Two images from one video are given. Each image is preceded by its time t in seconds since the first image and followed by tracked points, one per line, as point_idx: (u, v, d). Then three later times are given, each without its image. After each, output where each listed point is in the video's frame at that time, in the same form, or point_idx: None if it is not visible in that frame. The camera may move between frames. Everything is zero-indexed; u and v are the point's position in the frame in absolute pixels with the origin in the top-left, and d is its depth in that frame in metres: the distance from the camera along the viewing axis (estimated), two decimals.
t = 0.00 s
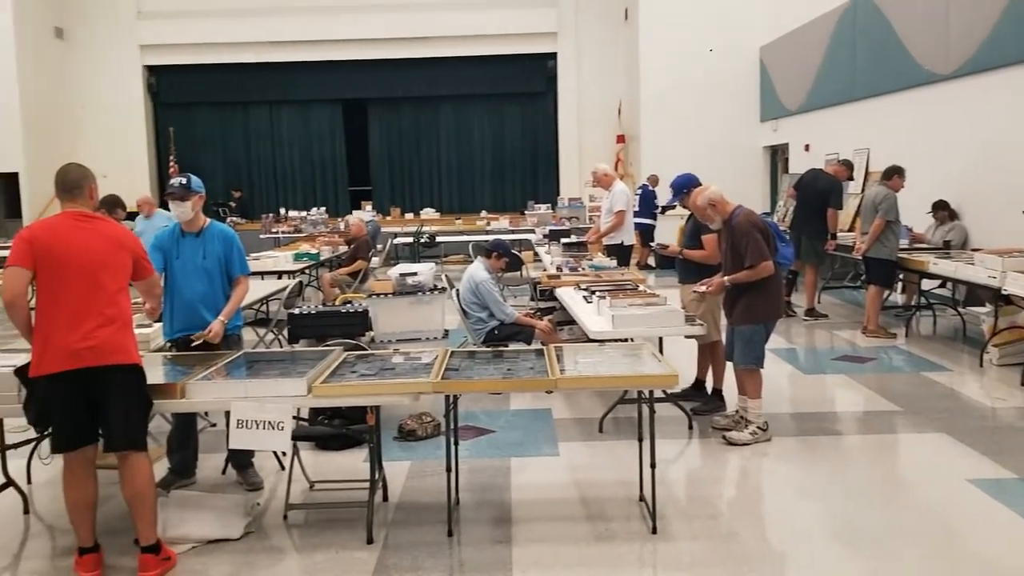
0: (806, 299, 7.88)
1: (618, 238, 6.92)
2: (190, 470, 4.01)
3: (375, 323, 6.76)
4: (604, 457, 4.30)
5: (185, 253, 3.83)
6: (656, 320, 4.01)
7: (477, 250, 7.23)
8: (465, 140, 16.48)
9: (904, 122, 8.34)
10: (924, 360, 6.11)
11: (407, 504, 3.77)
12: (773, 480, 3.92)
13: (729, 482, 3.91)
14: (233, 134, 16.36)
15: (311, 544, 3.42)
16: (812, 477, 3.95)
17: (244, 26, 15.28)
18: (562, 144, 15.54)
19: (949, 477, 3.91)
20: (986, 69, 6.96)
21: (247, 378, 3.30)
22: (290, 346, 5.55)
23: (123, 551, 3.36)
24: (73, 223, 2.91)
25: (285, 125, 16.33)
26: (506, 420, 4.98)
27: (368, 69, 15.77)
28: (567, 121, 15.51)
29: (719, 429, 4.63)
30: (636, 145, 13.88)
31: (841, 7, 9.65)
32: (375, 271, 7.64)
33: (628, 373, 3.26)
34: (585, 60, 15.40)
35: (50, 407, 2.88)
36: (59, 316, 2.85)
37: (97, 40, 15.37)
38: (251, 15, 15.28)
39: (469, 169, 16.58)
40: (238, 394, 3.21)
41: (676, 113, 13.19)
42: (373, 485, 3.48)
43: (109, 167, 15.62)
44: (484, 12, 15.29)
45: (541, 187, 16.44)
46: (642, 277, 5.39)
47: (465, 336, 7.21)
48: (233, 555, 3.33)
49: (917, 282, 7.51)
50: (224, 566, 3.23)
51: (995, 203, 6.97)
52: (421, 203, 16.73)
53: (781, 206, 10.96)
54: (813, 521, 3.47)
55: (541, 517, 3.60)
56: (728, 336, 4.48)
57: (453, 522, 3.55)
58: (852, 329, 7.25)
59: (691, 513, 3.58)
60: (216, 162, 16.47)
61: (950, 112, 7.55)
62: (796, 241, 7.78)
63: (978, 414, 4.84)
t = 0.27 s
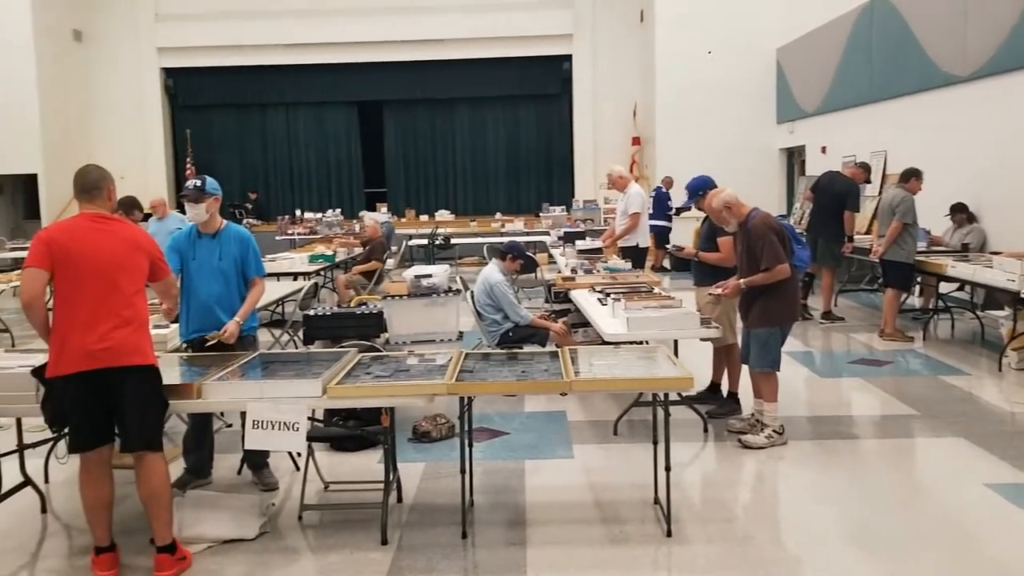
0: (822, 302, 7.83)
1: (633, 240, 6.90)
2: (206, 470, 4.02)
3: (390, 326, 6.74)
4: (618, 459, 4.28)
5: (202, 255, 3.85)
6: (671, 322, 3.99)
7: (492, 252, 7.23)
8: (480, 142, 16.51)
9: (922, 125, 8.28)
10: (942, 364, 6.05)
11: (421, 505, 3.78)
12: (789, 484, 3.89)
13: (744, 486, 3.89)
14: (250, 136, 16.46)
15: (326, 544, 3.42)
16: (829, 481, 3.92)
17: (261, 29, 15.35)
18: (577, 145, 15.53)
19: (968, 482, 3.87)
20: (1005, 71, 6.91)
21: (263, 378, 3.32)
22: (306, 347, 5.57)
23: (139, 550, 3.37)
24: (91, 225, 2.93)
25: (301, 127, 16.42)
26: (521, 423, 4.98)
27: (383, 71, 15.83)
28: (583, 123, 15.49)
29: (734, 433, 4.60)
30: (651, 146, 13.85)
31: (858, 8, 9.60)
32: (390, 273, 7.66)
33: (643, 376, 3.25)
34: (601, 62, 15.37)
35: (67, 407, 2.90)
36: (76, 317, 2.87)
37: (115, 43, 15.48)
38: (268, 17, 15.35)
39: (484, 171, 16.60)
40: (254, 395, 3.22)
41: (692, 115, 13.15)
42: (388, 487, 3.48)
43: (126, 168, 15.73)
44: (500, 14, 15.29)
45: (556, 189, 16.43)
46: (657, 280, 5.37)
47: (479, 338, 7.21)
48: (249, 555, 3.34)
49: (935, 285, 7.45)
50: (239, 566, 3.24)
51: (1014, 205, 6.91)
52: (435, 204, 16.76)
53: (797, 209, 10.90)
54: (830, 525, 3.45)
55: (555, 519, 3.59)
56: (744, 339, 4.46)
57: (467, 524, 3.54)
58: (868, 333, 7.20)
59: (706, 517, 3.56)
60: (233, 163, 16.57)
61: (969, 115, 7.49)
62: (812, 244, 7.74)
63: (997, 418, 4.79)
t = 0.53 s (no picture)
0: (838, 305, 7.78)
1: (647, 242, 6.89)
2: (220, 469, 4.04)
3: (404, 326, 6.74)
4: (631, 462, 4.27)
5: (217, 255, 3.87)
6: (685, 324, 3.98)
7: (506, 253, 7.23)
8: (494, 143, 16.52)
9: (939, 127, 8.22)
10: (959, 367, 6.01)
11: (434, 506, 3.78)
12: (803, 487, 3.87)
13: (758, 489, 3.87)
14: (265, 137, 16.55)
15: (339, 544, 3.43)
16: (843, 485, 3.90)
17: (277, 30, 15.42)
18: (591, 146, 15.51)
19: (984, 486, 3.84)
20: None
21: (277, 379, 3.33)
22: (320, 348, 5.58)
23: (154, 549, 3.39)
24: (107, 225, 2.95)
25: (315, 128, 16.48)
26: (534, 424, 4.97)
27: (398, 73, 15.86)
28: (597, 124, 15.46)
29: (748, 435, 4.58)
30: (666, 148, 13.82)
31: (875, 9, 9.54)
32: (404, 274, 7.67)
33: (656, 379, 3.24)
34: (615, 63, 15.35)
35: (82, 407, 2.92)
36: (92, 317, 2.89)
37: (131, 44, 15.59)
38: (284, 19, 15.42)
39: (498, 173, 16.62)
40: (268, 395, 3.23)
41: (707, 116, 13.11)
42: (401, 487, 3.48)
43: (142, 168, 15.84)
44: (514, 15, 15.29)
45: (570, 190, 16.42)
46: (671, 282, 5.35)
47: (493, 339, 7.21)
48: (262, 555, 3.35)
49: (951, 288, 7.40)
50: (253, 565, 3.25)
51: None
52: (449, 205, 16.79)
53: (813, 211, 10.85)
54: (844, 528, 3.43)
55: (568, 521, 3.59)
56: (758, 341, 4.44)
57: (480, 525, 3.54)
58: (884, 336, 7.16)
59: (720, 520, 3.55)
60: (248, 164, 16.66)
61: (986, 116, 7.44)
62: (827, 247, 7.70)
63: (1014, 422, 4.75)
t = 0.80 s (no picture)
0: (855, 306, 7.73)
1: (663, 242, 6.87)
2: (237, 468, 4.06)
3: (419, 326, 6.75)
4: (646, 463, 4.26)
5: (234, 255, 3.89)
6: (701, 325, 3.96)
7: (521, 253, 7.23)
8: (509, 143, 16.54)
9: (958, 127, 8.15)
10: (978, 369, 5.95)
11: (449, 505, 3.78)
12: (819, 490, 3.85)
13: (774, 491, 3.85)
14: (281, 137, 16.64)
15: (355, 544, 3.44)
16: (860, 487, 3.88)
17: (294, 30, 15.47)
18: (607, 146, 15.49)
19: (1004, 489, 3.80)
20: None
21: (293, 378, 3.34)
22: (336, 347, 5.60)
23: (170, 546, 3.42)
24: (124, 224, 2.97)
25: (332, 128, 16.56)
26: (549, 424, 4.97)
27: (414, 73, 15.90)
28: (613, 124, 15.43)
29: (764, 437, 4.56)
30: (682, 148, 13.78)
31: (894, 8, 9.47)
32: (419, 274, 7.68)
33: (672, 379, 3.23)
34: (632, 64, 15.31)
35: (100, 406, 2.94)
36: (110, 316, 2.91)
37: (149, 45, 15.69)
38: (301, 19, 15.47)
39: (514, 173, 16.63)
40: (284, 394, 3.25)
41: (723, 116, 13.07)
42: (416, 487, 3.49)
43: (160, 168, 15.94)
44: (530, 15, 15.27)
45: (585, 190, 16.40)
46: (687, 282, 5.33)
47: (508, 339, 7.21)
48: (279, 553, 3.37)
49: (970, 289, 7.33)
50: (269, 564, 3.27)
51: None
52: (465, 205, 16.82)
53: (830, 211, 10.79)
54: (862, 531, 3.40)
55: (582, 522, 3.58)
56: (774, 342, 4.41)
57: (495, 525, 3.55)
58: (901, 337, 7.10)
59: (735, 521, 3.54)
60: (264, 164, 16.77)
61: (1006, 116, 7.37)
62: (844, 248, 7.65)
63: None
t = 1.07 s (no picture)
0: (873, 307, 7.68)
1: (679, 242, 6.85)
2: (253, 465, 4.09)
3: (434, 325, 6.79)
4: (661, 463, 4.25)
5: (251, 254, 3.91)
6: (717, 325, 3.94)
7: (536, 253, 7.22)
8: (525, 142, 16.54)
9: (978, 126, 8.07)
10: (997, 371, 5.90)
11: (463, 504, 3.79)
12: (836, 492, 3.82)
13: (791, 493, 3.83)
14: (298, 136, 16.73)
15: (369, 542, 3.45)
16: (877, 489, 3.85)
17: (310, 29, 15.52)
18: (623, 145, 15.45)
19: None
20: None
21: (309, 376, 3.36)
22: (351, 346, 5.62)
23: (187, 543, 3.44)
24: (140, 222, 2.98)
25: (348, 127, 16.62)
26: (563, 424, 4.96)
27: (430, 72, 15.93)
28: (629, 123, 15.39)
29: (781, 438, 4.53)
30: (698, 148, 13.72)
31: (913, 7, 9.39)
32: (434, 273, 7.69)
33: (687, 380, 3.22)
34: (648, 63, 15.25)
35: (119, 404, 2.96)
36: (127, 315, 2.93)
37: (167, 44, 15.79)
38: (317, 18, 15.51)
39: (529, 172, 16.62)
40: (300, 392, 3.26)
41: (740, 115, 13.02)
42: (430, 485, 3.50)
43: (178, 167, 16.03)
44: (546, 14, 15.25)
45: (601, 190, 16.36)
46: (703, 282, 5.31)
47: (523, 339, 7.21)
48: (294, 551, 3.38)
49: (990, 291, 7.26)
50: (284, 561, 3.28)
51: None
52: (480, 205, 16.83)
53: (848, 211, 10.72)
54: (879, 534, 3.38)
55: (597, 522, 3.57)
56: (791, 343, 4.39)
57: (510, 524, 3.54)
58: (920, 339, 7.04)
59: (751, 523, 3.52)
60: (281, 164, 16.85)
61: None
62: (862, 248, 7.60)
63: None
